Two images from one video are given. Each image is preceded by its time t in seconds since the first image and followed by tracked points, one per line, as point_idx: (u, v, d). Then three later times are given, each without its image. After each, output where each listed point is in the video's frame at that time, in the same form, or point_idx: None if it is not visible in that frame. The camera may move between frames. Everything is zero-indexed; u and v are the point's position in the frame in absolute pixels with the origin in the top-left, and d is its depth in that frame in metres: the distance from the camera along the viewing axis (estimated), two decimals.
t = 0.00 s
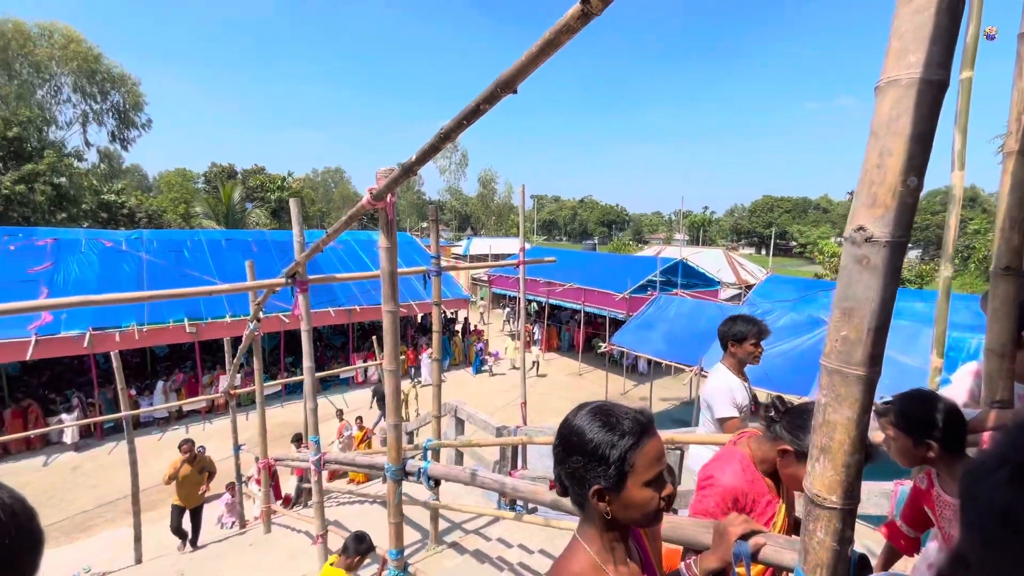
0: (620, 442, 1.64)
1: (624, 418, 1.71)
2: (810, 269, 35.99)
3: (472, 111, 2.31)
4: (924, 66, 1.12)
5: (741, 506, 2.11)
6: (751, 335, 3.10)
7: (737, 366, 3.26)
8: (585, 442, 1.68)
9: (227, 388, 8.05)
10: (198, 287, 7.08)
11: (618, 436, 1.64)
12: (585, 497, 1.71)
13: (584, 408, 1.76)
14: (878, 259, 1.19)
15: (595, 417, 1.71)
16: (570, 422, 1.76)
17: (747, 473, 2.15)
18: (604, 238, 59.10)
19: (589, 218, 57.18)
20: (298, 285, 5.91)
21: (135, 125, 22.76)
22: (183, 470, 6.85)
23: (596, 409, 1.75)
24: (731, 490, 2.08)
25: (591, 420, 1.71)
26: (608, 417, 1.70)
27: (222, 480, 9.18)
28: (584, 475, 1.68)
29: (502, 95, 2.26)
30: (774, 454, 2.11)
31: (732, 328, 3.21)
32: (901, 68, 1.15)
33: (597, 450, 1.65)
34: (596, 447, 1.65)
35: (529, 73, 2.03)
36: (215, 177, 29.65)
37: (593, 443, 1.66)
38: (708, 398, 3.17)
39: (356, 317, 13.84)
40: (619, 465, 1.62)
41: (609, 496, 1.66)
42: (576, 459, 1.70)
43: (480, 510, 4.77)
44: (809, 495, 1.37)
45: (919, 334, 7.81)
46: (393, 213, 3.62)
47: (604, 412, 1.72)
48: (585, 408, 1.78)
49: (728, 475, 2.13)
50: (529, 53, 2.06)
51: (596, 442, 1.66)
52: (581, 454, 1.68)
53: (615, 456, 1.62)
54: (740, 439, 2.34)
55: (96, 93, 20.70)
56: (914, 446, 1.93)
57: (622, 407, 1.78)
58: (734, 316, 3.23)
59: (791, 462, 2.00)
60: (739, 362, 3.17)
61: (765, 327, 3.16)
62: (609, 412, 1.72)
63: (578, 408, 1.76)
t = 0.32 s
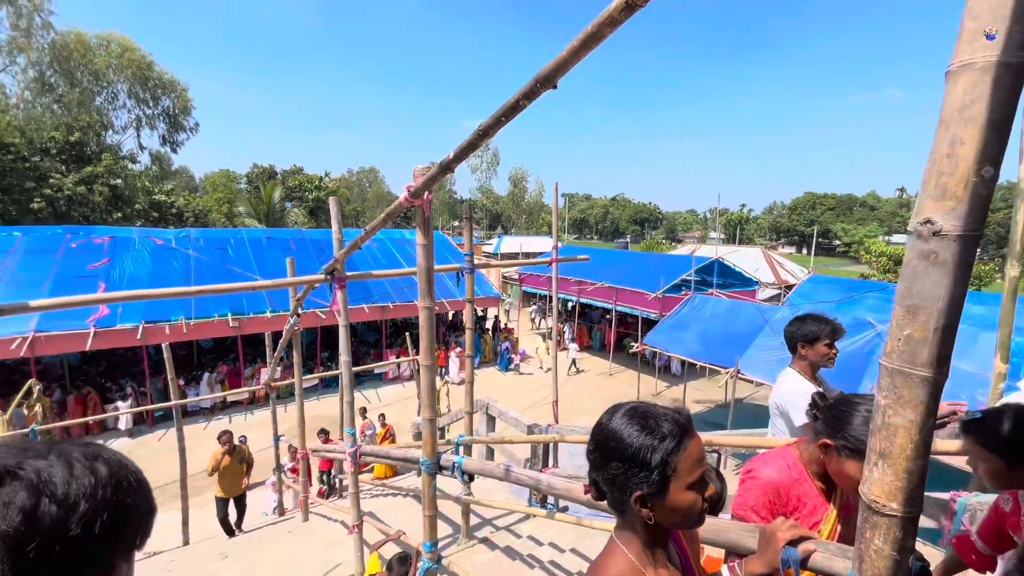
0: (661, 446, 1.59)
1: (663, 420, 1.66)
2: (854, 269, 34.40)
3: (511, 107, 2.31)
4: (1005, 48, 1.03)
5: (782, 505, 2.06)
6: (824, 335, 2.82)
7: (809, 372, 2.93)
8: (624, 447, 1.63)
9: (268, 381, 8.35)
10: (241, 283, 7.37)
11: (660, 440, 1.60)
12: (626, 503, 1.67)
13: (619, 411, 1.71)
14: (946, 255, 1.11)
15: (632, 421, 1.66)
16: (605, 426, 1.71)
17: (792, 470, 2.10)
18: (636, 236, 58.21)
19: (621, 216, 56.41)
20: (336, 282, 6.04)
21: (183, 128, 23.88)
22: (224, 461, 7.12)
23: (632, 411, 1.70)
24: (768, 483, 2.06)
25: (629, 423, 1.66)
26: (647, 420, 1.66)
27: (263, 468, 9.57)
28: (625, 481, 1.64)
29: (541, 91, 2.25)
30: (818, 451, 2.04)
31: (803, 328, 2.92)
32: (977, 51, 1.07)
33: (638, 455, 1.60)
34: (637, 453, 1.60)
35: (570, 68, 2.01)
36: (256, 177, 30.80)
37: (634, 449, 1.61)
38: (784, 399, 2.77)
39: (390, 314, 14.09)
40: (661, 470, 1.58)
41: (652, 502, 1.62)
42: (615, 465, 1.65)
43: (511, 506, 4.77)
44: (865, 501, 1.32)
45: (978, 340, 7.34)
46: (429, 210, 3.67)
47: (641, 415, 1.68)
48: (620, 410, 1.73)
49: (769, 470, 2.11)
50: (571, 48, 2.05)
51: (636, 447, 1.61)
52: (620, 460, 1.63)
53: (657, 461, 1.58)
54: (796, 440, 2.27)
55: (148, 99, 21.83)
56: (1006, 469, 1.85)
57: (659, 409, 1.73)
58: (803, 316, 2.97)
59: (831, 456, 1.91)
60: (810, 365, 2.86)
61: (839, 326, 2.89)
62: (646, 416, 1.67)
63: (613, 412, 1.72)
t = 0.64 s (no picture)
0: (714, 448, 1.54)
1: (713, 421, 1.61)
2: (914, 270, 32.31)
3: (557, 104, 2.28)
4: None
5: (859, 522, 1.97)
6: (915, 325, 2.57)
7: (895, 366, 2.69)
8: (673, 450, 1.58)
9: (313, 375, 8.65)
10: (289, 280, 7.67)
11: (712, 442, 1.54)
12: (676, 509, 1.62)
13: (666, 413, 1.66)
14: None
15: (680, 423, 1.61)
16: (650, 429, 1.66)
17: (879, 486, 1.99)
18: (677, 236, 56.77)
19: (661, 216, 55.18)
20: (380, 280, 6.17)
21: (236, 134, 25.11)
22: (273, 449, 7.41)
23: (679, 413, 1.65)
24: (849, 495, 1.99)
25: (678, 425, 1.60)
26: (697, 422, 1.61)
27: (307, 460, 9.93)
28: (675, 487, 1.59)
29: (588, 86, 2.22)
30: (915, 467, 1.93)
31: (893, 317, 2.67)
32: None
33: (690, 459, 1.55)
34: (688, 457, 1.55)
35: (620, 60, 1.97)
36: (303, 180, 32.02)
37: (685, 452, 1.55)
38: (868, 393, 2.55)
39: (429, 313, 14.30)
40: (714, 475, 1.53)
41: (706, 507, 1.56)
42: (663, 469, 1.60)
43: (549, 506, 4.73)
44: (942, 513, 1.19)
45: None
46: (472, 209, 3.70)
47: (690, 417, 1.62)
48: (666, 411, 1.68)
49: (850, 483, 2.03)
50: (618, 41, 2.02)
51: (688, 451, 1.55)
52: (670, 464, 1.58)
53: (710, 464, 1.53)
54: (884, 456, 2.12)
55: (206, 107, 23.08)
56: None
57: (707, 409, 1.68)
58: (892, 304, 2.74)
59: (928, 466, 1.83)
60: (898, 359, 2.63)
61: (934, 317, 2.64)
62: (695, 417, 1.62)
63: (659, 413, 1.66)
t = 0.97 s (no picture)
0: (814, 487, 1.31)
1: (831, 459, 1.36)
2: (999, 274, 29.49)
3: (608, 99, 2.23)
4: None
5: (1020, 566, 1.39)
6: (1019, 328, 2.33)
7: (991, 374, 2.46)
8: (763, 465, 1.37)
9: (363, 372, 8.93)
10: (340, 280, 7.96)
11: (814, 481, 1.31)
12: (739, 513, 1.45)
13: (778, 428, 1.42)
14: None
15: (787, 443, 1.38)
16: (752, 431, 1.46)
17: None
18: (728, 237, 54.66)
19: (711, 216, 53.31)
20: (428, 279, 6.27)
21: (294, 141, 26.39)
22: (332, 442, 7.71)
23: (792, 432, 1.41)
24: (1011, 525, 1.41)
25: (784, 443, 1.38)
26: (811, 451, 1.36)
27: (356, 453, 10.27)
28: (746, 496, 1.40)
29: (642, 80, 2.17)
30: None
31: (988, 319, 2.43)
32: None
33: (778, 481, 1.34)
34: (777, 481, 1.34)
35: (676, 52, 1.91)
36: (355, 184, 33.29)
37: (776, 471, 1.34)
38: (959, 403, 2.34)
39: (473, 313, 14.45)
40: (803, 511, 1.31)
41: (773, 533, 1.37)
42: (741, 475, 1.42)
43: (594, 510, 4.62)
44: None
45: None
46: (520, 208, 3.71)
47: (803, 442, 1.38)
48: (779, 424, 1.45)
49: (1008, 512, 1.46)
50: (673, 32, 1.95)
51: (779, 472, 1.34)
52: (752, 473, 1.39)
53: (802, 501, 1.31)
54: None
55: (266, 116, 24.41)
56: None
57: (827, 443, 1.42)
58: (985, 304, 2.48)
59: None
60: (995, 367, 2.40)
61: None
62: (812, 445, 1.38)
63: (772, 424, 1.44)
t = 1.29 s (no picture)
0: (932, 532, 1.19)
1: (957, 502, 1.22)
2: None
3: (659, 96, 2.17)
4: None
5: None
6: None
7: None
8: (876, 491, 1.25)
9: (407, 372, 9.13)
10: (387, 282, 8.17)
11: (931, 522, 1.19)
12: (828, 533, 1.33)
13: (904, 460, 1.27)
14: None
15: (909, 473, 1.24)
16: (866, 454, 1.32)
17: None
18: (781, 239, 52.15)
19: (763, 217, 51.04)
20: (472, 281, 6.33)
21: (344, 148, 27.43)
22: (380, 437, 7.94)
23: (919, 463, 1.27)
24: None
25: (904, 473, 1.25)
26: (936, 492, 1.22)
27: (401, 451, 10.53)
28: (841, 517, 1.30)
29: (696, 74, 2.09)
30: None
31: None
32: None
33: (889, 514, 1.22)
34: (889, 514, 1.22)
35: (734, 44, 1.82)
36: (401, 189, 34.21)
37: (890, 503, 1.22)
38: None
39: (515, 315, 14.49)
40: (911, 549, 1.19)
41: (865, 563, 1.25)
42: (841, 495, 1.31)
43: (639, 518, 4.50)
44: None
45: None
46: (565, 209, 3.69)
47: (927, 477, 1.24)
48: (901, 452, 1.30)
49: None
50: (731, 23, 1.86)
51: (896, 506, 1.21)
52: (859, 496, 1.27)
53: (909, 543, 1.19)
54: None
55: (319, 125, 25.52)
56: None
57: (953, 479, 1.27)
58: None
59: None
60: None
61: None
62: (938, 484, 1.23)
63: (895, 453, 1.29)
